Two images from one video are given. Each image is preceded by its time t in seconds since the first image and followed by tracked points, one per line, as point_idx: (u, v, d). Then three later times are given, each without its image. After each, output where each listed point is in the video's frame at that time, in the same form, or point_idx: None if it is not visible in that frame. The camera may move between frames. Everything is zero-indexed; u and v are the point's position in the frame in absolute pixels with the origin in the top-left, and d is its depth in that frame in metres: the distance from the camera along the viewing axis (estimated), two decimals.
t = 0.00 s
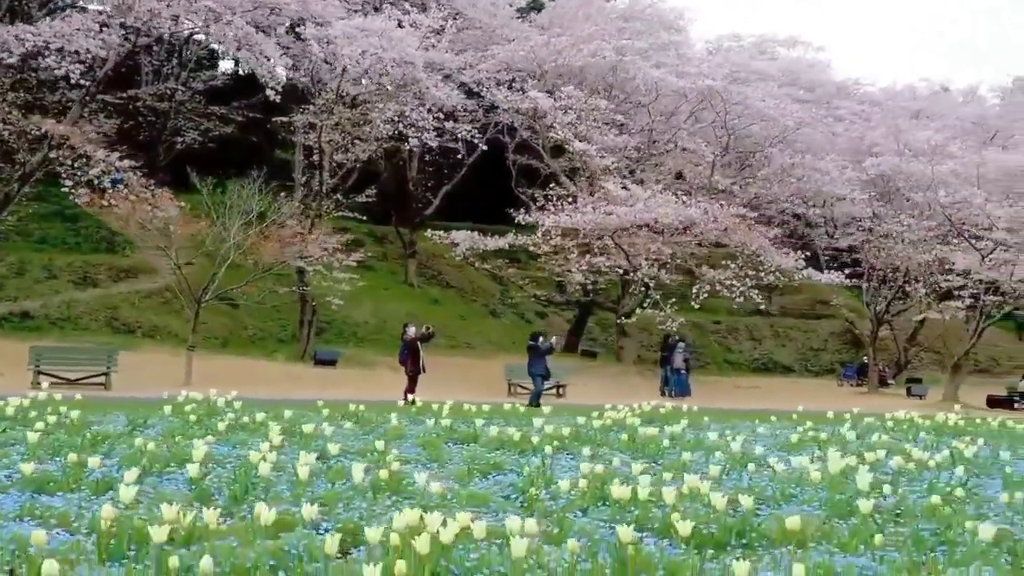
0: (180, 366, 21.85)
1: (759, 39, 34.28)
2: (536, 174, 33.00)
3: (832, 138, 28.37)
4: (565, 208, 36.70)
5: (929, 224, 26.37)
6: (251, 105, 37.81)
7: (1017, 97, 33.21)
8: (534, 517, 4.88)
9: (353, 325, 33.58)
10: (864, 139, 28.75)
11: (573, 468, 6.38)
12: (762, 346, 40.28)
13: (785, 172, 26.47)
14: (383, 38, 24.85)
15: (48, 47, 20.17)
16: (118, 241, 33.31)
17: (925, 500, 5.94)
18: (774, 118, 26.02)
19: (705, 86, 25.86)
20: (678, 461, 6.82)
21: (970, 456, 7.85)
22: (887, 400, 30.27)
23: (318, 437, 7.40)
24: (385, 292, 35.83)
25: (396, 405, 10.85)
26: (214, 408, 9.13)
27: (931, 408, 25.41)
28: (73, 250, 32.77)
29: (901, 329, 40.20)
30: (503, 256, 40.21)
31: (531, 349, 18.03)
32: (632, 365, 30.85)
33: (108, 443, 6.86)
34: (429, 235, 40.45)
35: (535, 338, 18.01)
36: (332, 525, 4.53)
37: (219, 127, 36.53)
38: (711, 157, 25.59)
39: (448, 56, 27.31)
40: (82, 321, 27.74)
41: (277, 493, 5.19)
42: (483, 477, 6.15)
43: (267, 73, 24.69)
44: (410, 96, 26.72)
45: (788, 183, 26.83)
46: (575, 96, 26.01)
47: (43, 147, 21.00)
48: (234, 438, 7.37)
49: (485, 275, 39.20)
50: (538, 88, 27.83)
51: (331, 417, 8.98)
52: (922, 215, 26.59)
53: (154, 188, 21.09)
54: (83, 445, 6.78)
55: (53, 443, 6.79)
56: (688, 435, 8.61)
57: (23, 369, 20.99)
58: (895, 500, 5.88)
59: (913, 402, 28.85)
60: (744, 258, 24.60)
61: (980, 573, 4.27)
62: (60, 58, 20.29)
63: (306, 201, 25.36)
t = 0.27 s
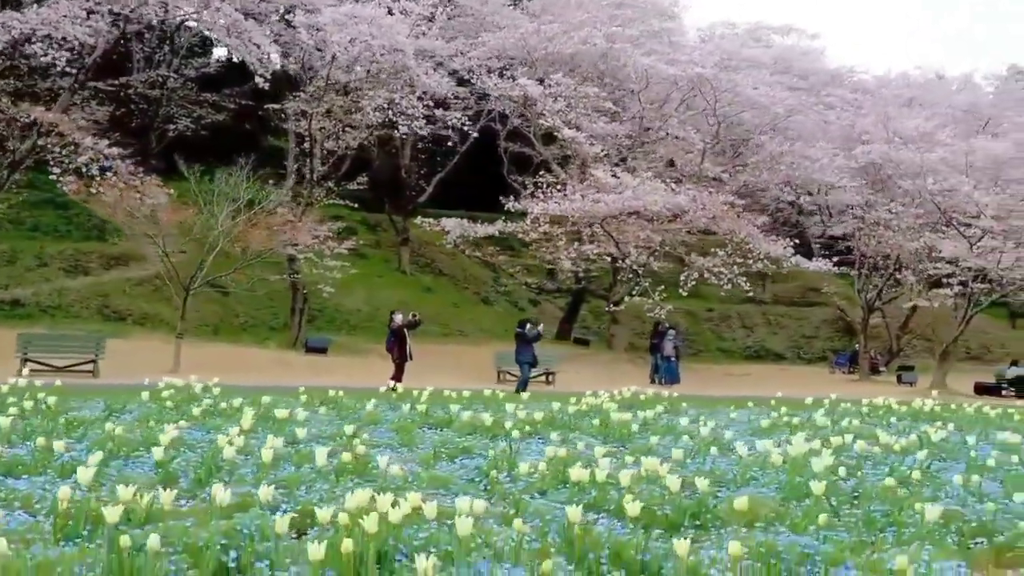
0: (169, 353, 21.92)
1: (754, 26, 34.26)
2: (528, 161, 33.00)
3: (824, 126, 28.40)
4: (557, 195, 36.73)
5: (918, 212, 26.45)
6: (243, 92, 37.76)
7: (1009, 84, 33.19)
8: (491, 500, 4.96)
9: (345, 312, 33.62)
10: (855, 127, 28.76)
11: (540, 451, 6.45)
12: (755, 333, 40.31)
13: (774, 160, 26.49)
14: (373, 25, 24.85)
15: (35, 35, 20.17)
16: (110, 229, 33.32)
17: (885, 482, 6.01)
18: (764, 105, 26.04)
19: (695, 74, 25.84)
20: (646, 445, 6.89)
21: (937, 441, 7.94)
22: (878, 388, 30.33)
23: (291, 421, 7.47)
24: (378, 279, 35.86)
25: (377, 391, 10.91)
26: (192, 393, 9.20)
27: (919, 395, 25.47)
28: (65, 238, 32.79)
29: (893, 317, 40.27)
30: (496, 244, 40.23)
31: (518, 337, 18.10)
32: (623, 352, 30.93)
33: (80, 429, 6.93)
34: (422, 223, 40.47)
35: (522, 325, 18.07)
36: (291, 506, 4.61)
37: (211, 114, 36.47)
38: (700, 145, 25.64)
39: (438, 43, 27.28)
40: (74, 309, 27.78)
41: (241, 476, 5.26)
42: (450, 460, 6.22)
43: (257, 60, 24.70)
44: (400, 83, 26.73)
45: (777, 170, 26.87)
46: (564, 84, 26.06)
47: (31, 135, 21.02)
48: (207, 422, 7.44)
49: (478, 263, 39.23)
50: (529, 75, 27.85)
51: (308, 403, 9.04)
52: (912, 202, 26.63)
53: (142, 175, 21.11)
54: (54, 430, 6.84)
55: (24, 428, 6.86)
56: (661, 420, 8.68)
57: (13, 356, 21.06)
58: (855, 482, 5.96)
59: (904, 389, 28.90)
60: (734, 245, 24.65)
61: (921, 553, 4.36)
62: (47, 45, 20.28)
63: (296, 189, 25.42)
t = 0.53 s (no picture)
0: (158, 342, 21.96)
1: (747, 16, 34.31)
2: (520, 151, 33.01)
3: (814, 115, 28.46)
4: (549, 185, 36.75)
5: (907, 201, 26.51)
6: (235, 82, 37.73)
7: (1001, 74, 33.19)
8: (450, 486, 5.01)
9: (337, 301, 33.66)
10: (846, 116, 28.81)
11: (507, 438, 6.51)
12: (748, 323, 40.33)
13: (764, 149, 26.53)
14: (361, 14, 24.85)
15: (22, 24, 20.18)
16: (101, 218, 33.33)
17: (845, 468, 6.07)
18: (753, 95, 26.09)
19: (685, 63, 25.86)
20: (614, 432, 6.95)
21: (906, 429, 8.00)
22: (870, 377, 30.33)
23: (265, 408, 7.53)
24: (370, 268, 35.89)
25: (359, 380, 10.97)
26: (171, 382, 9.26)
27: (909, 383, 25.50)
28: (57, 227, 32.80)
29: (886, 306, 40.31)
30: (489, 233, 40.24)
31: (506, 325, 18.17)
32: (614, 341, 30.98)
33: (54, 416, 6.99)
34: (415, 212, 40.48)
35: (509, 314, 18.13)
36: (249, 491, 4.68)
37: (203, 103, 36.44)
38: (689, 134, 25.67)
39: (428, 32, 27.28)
40: (65, 298, 27.82)
41: (204, 462, 5.32)
42: (417, 448, 6.28)
43: (246, 49, 24.73)
44: (390, 72, 26.74)
45: (766, 159, 26.92)
46: (554, 73, 26.10)
47: (19, 125, 21.06)
48: (181, 410, 7.50)
49: (471, 252, 39.25)
50: (519, 64, 27.86)
51: (285, 391, 9.10)
52: (901, 191, 26.67)
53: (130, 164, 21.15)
54: (25, 417, 6.90)
55: None
56: (635, 408, 8.73)
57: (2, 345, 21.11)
58: (817, 467, 6.02)
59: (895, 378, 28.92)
60: (723, 234, 24.70)
61: (869, 536, 4.42)
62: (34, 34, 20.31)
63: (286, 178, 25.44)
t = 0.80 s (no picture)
0: (146, 334, 21.98)
1: (740, 8, 34.38)
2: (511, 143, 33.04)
3: (805, 108, 28.50)
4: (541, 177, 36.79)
5: (896, 193, 26.58)
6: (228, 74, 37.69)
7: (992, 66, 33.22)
8: (410, 474, 5.08)
9: (328, 294, 33.67)
10: (836, 109, 28.86)
11: (476, 429, 6.56)
12: (741, 315, 40.34)
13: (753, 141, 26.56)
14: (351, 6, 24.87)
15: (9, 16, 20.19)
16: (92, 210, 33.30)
17: (807, 457, 6.12)
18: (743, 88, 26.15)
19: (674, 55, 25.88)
20: (583, 423, 6.99)
21: (876, 419, 8.07)
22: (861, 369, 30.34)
23: (238, 400, 7.58)
24: (362, 261, 35.89)
25: (340, 372, 11.00)
26: (148, 374, 9.28)
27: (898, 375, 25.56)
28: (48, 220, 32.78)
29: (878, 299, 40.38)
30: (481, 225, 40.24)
31: (493, 317, 18.24)
32: (605, 333, 31.02)
33: (25, 407, 7.02)
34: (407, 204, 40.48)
35: (495, 306, 18.18)
36: (208, 479, 4.74)
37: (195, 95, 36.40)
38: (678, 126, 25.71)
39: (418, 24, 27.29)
40: (55, 291, 27.82)
41: (169, 452, 5.38)
42: (385, 438, 6.32)
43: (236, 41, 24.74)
44: (380, 65, 26.75)
45: (755, 152, 26.97)
46: (543, 66, 26.13)
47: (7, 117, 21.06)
48: (154, 401, 7.53)
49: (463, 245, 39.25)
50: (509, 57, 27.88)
51: (263, 383, 9.12)
52: (891, 184, 26.71)
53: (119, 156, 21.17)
54: None
55: None
56: (610, 399, 8.77)
57: None
58: (780, 456, 6.08)
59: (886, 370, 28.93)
60: (712, 226, 24.76)
61: (818, 523, 4.50)
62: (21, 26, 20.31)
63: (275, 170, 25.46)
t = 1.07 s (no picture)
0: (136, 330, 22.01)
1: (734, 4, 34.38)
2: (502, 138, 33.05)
3: (796, 103, 28.50)
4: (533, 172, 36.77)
5: (886, 188, 26.58)
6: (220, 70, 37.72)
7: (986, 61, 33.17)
8: (370, 468, 5.11)
9: (321, 289, 33.69)
10: (828, 104, 28.86)
11: (444, 422, 6.58)
12: (735, 311, 40.32)
13: (744, 137, 26.56)
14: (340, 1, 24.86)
15: None
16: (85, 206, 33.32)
17: (771, 451, 6.15)
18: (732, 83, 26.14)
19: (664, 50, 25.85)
20: (553, 418, 7.01)
21: (848, 414, 8.08)
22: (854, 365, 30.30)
23: (211, 394, 7.61)
24: (354, 257, 35.89)
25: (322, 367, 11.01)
26: (127, 369, 9.30)
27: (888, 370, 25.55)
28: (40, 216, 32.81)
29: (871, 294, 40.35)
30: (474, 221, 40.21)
31: (480, 313, 18.26)
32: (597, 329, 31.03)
33: None
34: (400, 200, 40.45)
35: (482, 301, 18.20)
36: (165, 471, 4.78)
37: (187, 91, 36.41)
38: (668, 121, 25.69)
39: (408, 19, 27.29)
40: (46, 286, 27.85)
41: (132, 446, 5.42)
42: (353, 432, 6.35)
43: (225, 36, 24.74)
44: (370, 60, 26.75)
45: (746, 147, 26.97)
46: (534, 61, 26.13)
47: None
48: (129, 396, 7.56)
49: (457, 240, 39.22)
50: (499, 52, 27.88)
51: (241, 378, 9.14)
52: (881, 179, 26.71)
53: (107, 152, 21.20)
54: None
55: None
56: (585, 394, 8.78)
57: None
58: (744, 450, 6.12)
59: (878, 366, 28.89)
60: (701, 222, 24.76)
61: (771, 515, 4.54)
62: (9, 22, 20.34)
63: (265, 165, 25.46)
